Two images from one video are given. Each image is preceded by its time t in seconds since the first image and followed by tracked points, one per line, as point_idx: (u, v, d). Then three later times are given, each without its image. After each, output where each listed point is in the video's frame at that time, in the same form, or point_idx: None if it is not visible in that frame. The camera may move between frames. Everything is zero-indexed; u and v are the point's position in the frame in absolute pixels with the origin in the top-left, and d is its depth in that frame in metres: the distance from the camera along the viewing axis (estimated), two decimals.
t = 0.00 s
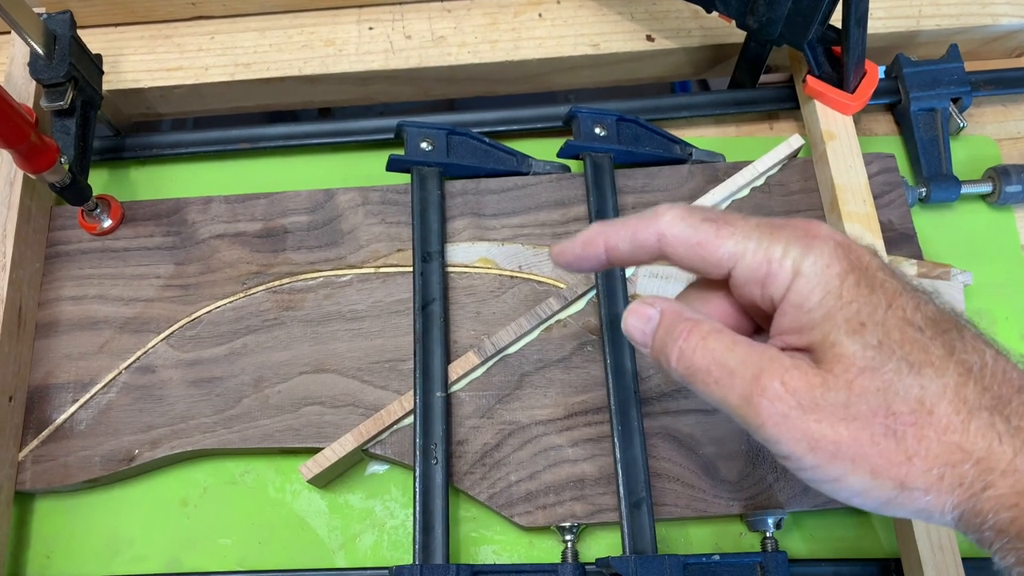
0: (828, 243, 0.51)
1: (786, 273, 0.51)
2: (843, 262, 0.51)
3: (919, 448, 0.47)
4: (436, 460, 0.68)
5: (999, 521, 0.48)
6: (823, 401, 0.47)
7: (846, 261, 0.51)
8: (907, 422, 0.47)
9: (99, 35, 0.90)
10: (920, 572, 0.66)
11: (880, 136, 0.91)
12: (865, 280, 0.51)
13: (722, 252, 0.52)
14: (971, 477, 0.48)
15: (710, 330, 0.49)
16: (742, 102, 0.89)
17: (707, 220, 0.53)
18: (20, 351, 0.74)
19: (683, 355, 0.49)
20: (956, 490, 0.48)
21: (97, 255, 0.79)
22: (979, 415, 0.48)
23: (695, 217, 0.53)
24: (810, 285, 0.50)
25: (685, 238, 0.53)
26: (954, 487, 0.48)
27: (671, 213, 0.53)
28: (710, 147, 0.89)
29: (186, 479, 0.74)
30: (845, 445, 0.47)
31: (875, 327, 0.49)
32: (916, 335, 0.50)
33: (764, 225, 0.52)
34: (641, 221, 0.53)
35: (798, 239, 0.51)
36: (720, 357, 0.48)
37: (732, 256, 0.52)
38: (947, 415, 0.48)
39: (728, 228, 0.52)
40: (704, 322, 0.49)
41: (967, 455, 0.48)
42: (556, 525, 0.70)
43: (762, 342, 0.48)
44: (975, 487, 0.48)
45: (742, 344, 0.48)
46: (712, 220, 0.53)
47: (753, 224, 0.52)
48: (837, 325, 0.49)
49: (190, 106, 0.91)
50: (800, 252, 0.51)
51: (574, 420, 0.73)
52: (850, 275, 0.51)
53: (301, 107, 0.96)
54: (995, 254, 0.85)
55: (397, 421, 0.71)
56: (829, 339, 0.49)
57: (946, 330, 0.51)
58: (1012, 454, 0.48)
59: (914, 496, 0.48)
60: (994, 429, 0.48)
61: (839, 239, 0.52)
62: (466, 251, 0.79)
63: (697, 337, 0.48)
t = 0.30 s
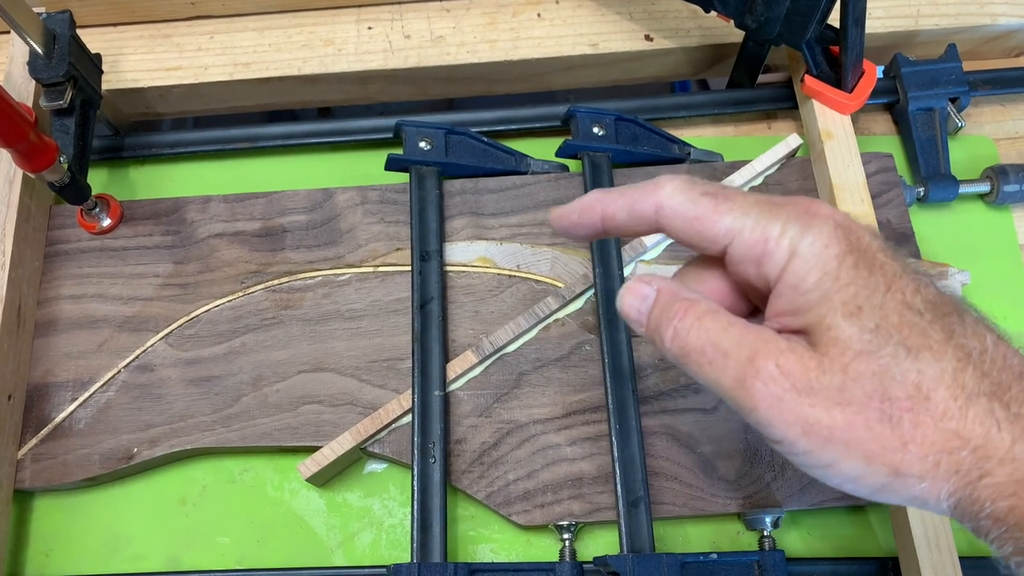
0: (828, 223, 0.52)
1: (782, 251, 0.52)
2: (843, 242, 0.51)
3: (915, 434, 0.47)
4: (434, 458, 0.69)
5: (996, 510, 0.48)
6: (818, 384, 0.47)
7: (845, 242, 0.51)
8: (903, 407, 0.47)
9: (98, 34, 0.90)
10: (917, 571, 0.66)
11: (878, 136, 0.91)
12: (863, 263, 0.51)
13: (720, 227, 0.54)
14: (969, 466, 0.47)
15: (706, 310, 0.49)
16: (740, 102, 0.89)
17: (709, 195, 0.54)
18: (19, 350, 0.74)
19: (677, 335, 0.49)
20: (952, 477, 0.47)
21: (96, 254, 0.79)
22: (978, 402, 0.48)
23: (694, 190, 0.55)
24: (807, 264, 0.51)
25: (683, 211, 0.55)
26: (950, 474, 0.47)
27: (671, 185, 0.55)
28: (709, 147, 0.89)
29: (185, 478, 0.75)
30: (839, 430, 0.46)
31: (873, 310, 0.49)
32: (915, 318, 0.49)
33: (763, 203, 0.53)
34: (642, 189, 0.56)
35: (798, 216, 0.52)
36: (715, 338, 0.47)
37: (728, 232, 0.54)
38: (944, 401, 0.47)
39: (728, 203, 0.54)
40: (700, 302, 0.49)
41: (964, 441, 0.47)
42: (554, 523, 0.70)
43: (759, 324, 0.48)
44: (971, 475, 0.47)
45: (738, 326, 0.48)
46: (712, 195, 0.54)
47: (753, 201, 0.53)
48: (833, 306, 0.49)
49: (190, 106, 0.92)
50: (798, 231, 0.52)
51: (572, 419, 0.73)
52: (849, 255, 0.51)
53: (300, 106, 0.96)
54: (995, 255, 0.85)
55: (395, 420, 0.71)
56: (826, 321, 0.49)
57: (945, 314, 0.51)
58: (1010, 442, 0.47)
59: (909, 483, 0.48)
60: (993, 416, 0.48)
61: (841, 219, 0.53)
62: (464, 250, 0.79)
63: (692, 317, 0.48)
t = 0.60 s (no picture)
0: (830, 226, 0.52)
1: (785, 255, 0.52)
2: (846, 245, 0.52)
3: (920, 436, 0.47)
4: (437, 457, 0.68)
5: (1002, 512, 0.48)
6: (822, 387, 0.47)
7: (848, 244, 0.52)
8: (909, 409, 0.48)
9: (101, 33, 0.90)
10: (922, 571, 0.66)
11: (882, 135, 0.91)
12: (867, 265, 0.51)
13: (722, 233, 0.54)
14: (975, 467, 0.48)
15: (708, 314, 0.49)
16: (744, 100, 0.89)
17: (710, 202, 0.55)
18: (21, 348, 0.74)
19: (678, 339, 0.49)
20: (957, 479, 0.48)
21: (98, 252, 0.79)
22: (982, 403, 0.48)
23: (694, 198, 0.55)
24: (810, 267, 0.51)
25: (684, 218, 0.55)
26: (956, 476, 0.48)
27: (672, 194, 0.56)
28: (713, 145, 0.89)
29: (188, 477, 0.74)
30: (846, 432, 0.47)
31: (877, 312, 0.49)
32: (919, 320, 0.50)
33: (764, 208, 0.54)
34: (642, 199, 0.57)
35: (799, 220, 0.52)
36: (717, 342, 0.47)
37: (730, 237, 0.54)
38: (949, 403, 0.48)
39: (729, 208, 0.54)
40: (701, 306, 0.49)
41: (970, 443, 0.48)
42: (557, 523, 0.70)
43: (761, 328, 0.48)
44: (977, 477, 0.48)
45: (740, 329, 0.48)
46: (712, 202, 0.55)
47: (754, 207, 0.54)
48: (837, 309, 0.49)
49: (192, 104, 0.92)
50: (800, 234, 0.52)
51: (575, 418, 0.73)
52: (852, 258, 0.51)
53: (302, 105, 0.96)
54: (1001, 255, 0.84)
55: (398, 419, 0.71)
56: (831, 324, 0.49)
57: (948, 316, 0.51)
58: (1017, 443, 0.48)
59: (915, 485, 0.48)
60: (999, 418, 0.48)
61: (842, 222, 0.53)
62: (467, 249, 0.79)
63: (694, 321, 0.48)
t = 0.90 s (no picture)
0: (793, 247, 0.52)
1: (748, 278, 0.52)
2: (809, 266, 0.51)
3: (886, 458, 0.47)
4: (441, 455, 0.68)
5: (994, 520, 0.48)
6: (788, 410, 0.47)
7: (811, 267, 0.52)
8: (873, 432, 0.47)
9: (105, 30, 0.90)
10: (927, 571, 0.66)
11: (887, 133, 0.91)
12: (830, 286, 0.51)
13: (686, 257, 0.54)
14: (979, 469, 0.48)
15: (675, 336, 0.49)
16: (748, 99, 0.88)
17: (673, 226, 0.54)
18: (25, 346, 0.74)
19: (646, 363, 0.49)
20: (924, 501, 0.48)
21: (102, 250, 0.79)
22: (947, 424, 0.48)
23: (657, 222, 0.55)
24: (773, 290, 0.51)
25: (648, 243, 0.54)
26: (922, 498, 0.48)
27: (635, 218, 0.55)
28: (717, 143, 0.89)
29: (191, 475, 0.74)
30: (813, 456, 0.47)
31: (840, 334, 0.49)
32: (884, 342, 0.49)
33: (726, 230, 0.53)
34: (605, 224, 0.55)
35: (762, 243, 0.52)
36: (683, 364, 0.47)
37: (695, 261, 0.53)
38: (914, 425, 0.47)
39: (692, 231, 0.54)
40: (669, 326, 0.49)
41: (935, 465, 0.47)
42: (561, 521, 0.69)
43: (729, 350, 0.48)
44: (943, 498, 0.48)
45: (708, 352, 0.48)
46: (675, 225, 0.54)
47: (716, 229, 0.53)
48: (801, 331, 0.49)
49: (196, 102, 0.91)
50: (763, 257, 0.52)
51: (579, 416, 0.73)
52: (815, 279, 0.51)
53: (305, 103, 0.96)
54: (1005, 255, 0.84)
55: (402, 416, 0.71)
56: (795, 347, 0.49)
57: (912, 337, 0.51)
58: (983, 464, 0.48)
59: (881, 508, 0.48)
60: (964, 440, 0.48)
61: (803, 242, 0.53)
62: (471, 247, 0.79)
63: (661, 343, 0.48)
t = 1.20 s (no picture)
0: (639, 288, 0.45)
1: (596, 325, 0.44)
2: (657, 307, 0.44)
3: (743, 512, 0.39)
4: (443, 454, 0.68)
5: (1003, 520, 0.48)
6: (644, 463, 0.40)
7: (662, 306, 0.44)
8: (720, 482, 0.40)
9: (106, 26, 0.89)
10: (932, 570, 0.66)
11: (892, 131, 0.90)
12: (682, 325, 0.43)
13: (536, 306, 0.46)
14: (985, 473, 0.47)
15: (534, 387, 0.42)
16: (753, 95, 0.88)
17: (521, 274, 0.47)
18: (25, 343, 0.73)
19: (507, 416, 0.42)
20: (788, 554, 0.40)
21: (103, 247, 0.79)
22: (803, 470, 0.40)
23: (503, 268, 0.47)
24: (622, 337, 0.43)
25: (500, 292, 0.47)
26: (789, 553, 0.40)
27: (482, 264, 0.47)
28: (722, 141, 0.88)
29: (192, 473, 0.74)
30: (671, 515, 0.40)
31: (693, 379, 0.41)
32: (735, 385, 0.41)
33: (574, 273, 0.46)
34: (451, 272, 0.47)
35: (610, 286, 0.45)
36: (541, 418, 0.41)
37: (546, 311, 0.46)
38: (772, 474, 0.40)
39: (540, 278, 0.46)
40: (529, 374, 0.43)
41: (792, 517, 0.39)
42: (564, 520, 0.69)
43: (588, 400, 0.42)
44: (804, 551, 0.39)
45: (566, 403, 0.41)
46: (522, 271, 0.47)
47: (565, 272, 0.46)
48: (649, 379, 0.41)
49: (197, 98, 0.91)
50: (611, 301, 0.44)
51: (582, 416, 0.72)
52: (668, 319, 0.43)
53: (307, 99, 0.95)
54: (1011, 254, 0.83)
55: (405, 414, 0.70)
56: (647, 398, 0.41)
57: (773, 373, 0.42)
58: (839, 511, 0.39)
59: (746, 565, 0.40)
60: (818, 487, 0.39)
61: (653, 280, 0.45)
62: (474, 245, 0.78)
63: (519, 396, 0.42)
